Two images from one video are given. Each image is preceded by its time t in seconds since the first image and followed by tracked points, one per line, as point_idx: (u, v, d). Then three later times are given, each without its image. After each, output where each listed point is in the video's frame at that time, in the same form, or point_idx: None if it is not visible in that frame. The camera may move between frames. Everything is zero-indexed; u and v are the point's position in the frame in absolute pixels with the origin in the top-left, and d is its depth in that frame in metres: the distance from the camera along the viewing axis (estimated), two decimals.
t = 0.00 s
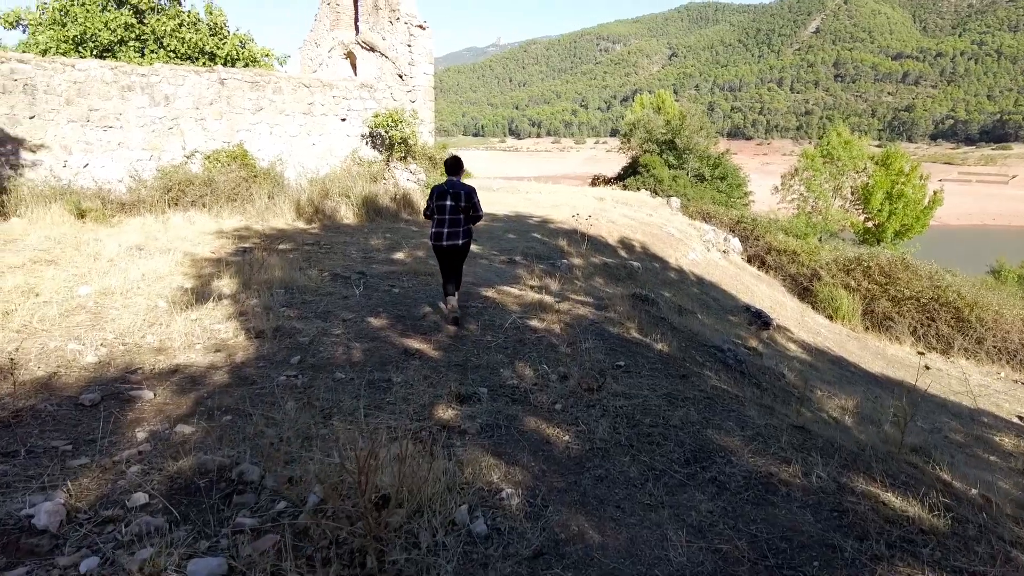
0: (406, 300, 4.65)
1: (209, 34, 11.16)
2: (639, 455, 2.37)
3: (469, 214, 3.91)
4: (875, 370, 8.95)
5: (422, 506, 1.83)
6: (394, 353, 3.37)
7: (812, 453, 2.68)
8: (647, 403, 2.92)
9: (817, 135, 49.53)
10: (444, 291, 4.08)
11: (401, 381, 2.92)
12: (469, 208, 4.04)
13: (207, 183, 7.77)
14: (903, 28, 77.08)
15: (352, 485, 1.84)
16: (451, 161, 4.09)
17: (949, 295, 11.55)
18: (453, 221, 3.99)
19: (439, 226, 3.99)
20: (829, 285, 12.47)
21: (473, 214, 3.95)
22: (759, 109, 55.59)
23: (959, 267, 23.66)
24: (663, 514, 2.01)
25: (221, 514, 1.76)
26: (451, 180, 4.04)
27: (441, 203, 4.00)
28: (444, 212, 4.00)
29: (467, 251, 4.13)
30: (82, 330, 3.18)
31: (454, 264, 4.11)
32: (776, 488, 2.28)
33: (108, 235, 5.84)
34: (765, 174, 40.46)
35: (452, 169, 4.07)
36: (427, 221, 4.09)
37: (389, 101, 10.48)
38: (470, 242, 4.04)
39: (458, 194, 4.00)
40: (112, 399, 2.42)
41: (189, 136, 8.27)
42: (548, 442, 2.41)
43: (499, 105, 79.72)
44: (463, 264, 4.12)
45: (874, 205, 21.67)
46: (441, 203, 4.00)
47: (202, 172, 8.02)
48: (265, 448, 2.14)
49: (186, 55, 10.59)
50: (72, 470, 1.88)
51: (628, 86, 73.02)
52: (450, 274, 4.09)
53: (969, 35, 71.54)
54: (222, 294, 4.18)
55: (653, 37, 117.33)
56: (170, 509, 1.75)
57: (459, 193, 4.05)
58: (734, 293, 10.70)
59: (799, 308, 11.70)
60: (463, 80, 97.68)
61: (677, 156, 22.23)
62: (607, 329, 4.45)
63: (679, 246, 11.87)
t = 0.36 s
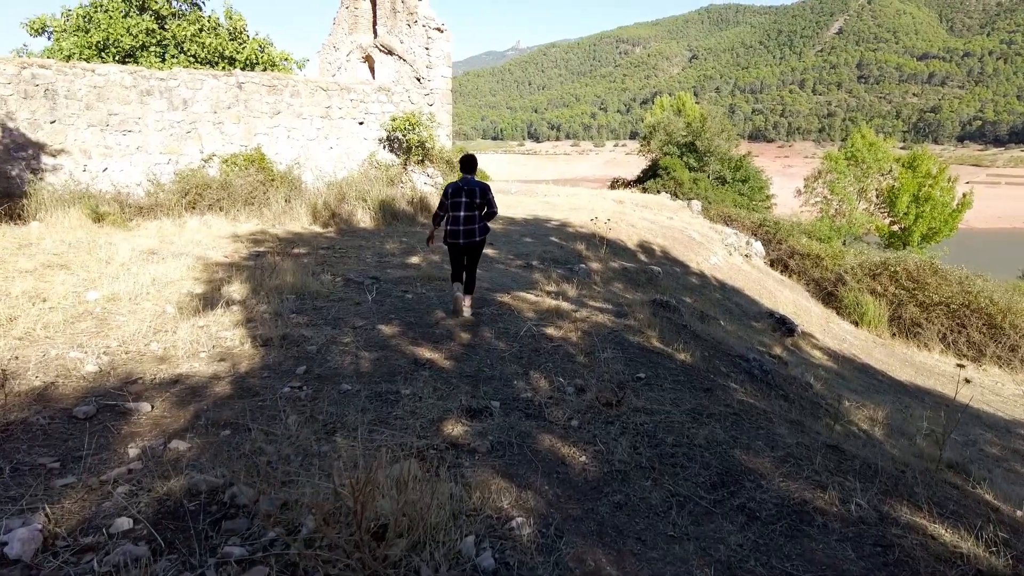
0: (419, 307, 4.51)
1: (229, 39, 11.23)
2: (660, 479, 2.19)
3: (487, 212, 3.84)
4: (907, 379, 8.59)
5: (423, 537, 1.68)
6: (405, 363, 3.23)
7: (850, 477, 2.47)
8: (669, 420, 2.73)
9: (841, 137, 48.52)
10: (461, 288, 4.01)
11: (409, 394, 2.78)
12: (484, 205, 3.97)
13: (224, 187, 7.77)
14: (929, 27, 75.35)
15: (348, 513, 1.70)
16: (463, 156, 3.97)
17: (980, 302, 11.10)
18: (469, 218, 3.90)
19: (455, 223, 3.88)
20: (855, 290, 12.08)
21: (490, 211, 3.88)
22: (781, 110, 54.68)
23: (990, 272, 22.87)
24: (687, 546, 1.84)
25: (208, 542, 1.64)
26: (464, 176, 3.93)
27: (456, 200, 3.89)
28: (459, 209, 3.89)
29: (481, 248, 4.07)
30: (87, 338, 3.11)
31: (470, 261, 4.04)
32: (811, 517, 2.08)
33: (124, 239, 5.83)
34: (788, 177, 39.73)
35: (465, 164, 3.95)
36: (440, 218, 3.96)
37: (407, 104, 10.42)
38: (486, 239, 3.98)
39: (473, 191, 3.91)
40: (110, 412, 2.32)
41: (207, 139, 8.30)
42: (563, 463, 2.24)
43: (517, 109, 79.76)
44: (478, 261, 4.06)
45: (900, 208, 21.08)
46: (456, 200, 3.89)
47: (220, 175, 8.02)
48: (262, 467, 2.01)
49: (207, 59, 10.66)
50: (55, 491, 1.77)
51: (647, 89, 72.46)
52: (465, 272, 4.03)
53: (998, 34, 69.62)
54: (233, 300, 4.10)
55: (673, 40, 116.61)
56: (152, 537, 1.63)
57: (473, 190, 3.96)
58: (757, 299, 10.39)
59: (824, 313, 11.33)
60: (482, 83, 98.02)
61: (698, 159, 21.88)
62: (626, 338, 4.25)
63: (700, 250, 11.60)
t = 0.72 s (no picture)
0: (425, 309, 4.33)
1: (242, 38, 11.19)
2: (679, 505, 2.00)
3: (496, 209, 3.65)
4: (933, 387, 8.25)
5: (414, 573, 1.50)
6: (408, 370, 3.06)
7: (890, 504, 2.25)
8: (690, 436, 2.53)
9: (860, 137, 47.65)
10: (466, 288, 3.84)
11: (410, 405, 2.60)
12: (494, 202, 3.78)
13: (233, 186, 7.68)
14: (949, 26, 73.92)
15: (333, 544, 1.53)
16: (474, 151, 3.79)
17: (1006, 306, 10.72)
18: (477, 214, 3.73)
19: (462, 221, 3.72)
20: (875, 293, 11.74)
21: (499, 209, 3.69)
22: (798, 111, 53.85)
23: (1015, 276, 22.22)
24: None
25: (176, 575, 1.48)
26: (474, 172, 3.75)
27: (464, 196, 3.71)
28: (467, 206, 3.73)
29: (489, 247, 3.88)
30: (78, 341, 2.99)
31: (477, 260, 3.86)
32: (849, 551, 1.87)
33: (129, 238, 5.74)
34: (804, 178, 39.09)
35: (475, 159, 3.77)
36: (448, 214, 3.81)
37: (419, 103, 10.26)
38: (495, 237, 3.79)
39: (482, 187, 3.73)
40: (90, 422, 2.19)
41: (217, 138, 8.23)
42: (573, 485, 2.06)
43: (531, 110, 79.54)
44: (486, 259, 3.88)
45: (920, 209, 20.58)
46: (464, 196, 3.73)
47: (229, 174, 7.94)
48: (244, 487, 1.85)
49: (219, 59, 10.62)
50: (16, 513, 1.63)
51: (662, 89, 71.85)
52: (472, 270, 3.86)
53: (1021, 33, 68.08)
54: (234, 302, 3.97)
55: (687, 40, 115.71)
56: (116, 567, 1.48)
57: (483, 187, 3.77)
58: (776, 302, 10.09)
59: (844, 317, 10.99)
60: (495, 84, 98.00)
61: (714, 159, 21.53)
62: (642, 344, 4.04)
63: (717, 252, 11.31)
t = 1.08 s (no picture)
0: (426, 317, 4.15)
1: (248, 38, 11.10)
2: (696, 551, 1.81)
3: (501, 215, 3.50)
4: (951, 398, 7.98)
5: None
6: (403, 386, 2.87)
7: (928, 548, 2.05)
8: (706, 465, 2.33)
9: (871, 141, 47.08)
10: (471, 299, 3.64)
11: (404, 426, 2.42)
12: (497, 209, 3.63)
13: (236, 187, 7.54)
14: (961, 29, 73.08)
15: None
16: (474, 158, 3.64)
17: None
18: (480, 222, 3.55)
19: (466, 228, 3.54)
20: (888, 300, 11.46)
21: (503, 215, 3.54)
22: (808, 114, 53.30)
23: None
24: None
25: None
26: (475, 178, 3.60)
27: (466, 204, 3.55)
28: (470, 214, 3.55)
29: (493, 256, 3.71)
30: (57, 352, 2.84)
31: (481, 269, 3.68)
32: None
33: (125, 240, 5.62)
34: (813, 182, 38.62)
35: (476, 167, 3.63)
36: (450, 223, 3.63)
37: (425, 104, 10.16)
38: (500, 245, 3.63)
39: (485, 194, 3.57)
40: (56, 446, 2.02)
41: (220, 139, 8.11)
42: (579, 525, 1.87)
43: (539, 112, 79.34)
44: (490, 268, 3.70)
45: (933, 214, 20.21)
46: (466, 204, 3.56)
47: (232, 175, 7.82)
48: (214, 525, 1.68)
49: (225, 59, 10.54)
50: None
51: (671, 92, 71.47)
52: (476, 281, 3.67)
53: None
54: (227, 309, 3.81)
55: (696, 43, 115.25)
56: None
57: (485, 194, 3.61)
58: (788, 309, 9.84)
59: (857, 324, 10.71)
60: (504, 86, 97.96)
61: (723, 162, 21.26)
62: (653, 357, 3.84)
63: (727, 257, 11.07)
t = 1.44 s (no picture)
0: (424, 325, 3.99)
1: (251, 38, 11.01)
2: None
3: (503, 221, 3.35)
4: (966, 406, 7.75)
5: None
6: (396, 401, 2.72)
7: None
8: (719, 493, 2.18)
9: (880, 143, 46.56)
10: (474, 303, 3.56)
11: (394, 447, 2.27)
12: (498, 211, 3.47)
13: (236, 189, 7.43)
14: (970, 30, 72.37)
15: None
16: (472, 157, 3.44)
17: None
18: (480, 225, 3.41)
19: (466, 233, 3.40)
20: (899, 304, 11.22)
21: (505, 218, 3.39)
22: (815, 115, 52.81)
23: None
24: None
25: None
26: (475, 180, 3.42)
27: (465, 208, 3.39)
28: (470, 217, 3.40)
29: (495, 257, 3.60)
30: (35, 363, 2.71)
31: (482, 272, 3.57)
32: None
33: (121, 243, 5.50)
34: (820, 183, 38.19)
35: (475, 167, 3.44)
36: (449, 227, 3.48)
37: (429, 104, 9.97)
38: (501, 247, 3.50)
39: (485, 196, 3.40)
40: (17, 471, 1.89)
41: (221, 140, 8.01)
42: (581, 565, 1.73)
43: (544, 113, 79.06)
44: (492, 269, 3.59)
45: (943, 217, 19.88)
46: (466, 207, 3.40)
47: (233, 177, 7.71)
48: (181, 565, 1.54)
49: (228, 59, 10.46)
50: None
51: (677, 93, 71.07)
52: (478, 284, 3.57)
53: None
54: (218, 316, 3.68)
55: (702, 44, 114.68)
56: None
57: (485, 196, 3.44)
58: (797, 314, 9.62)
59: (867, 329, 10.46)
60: (509, 86, 97.80)
61: (730, 163, 21.01)
62: (660, 369, 3.67)
63: (735, 260, 10.86)
